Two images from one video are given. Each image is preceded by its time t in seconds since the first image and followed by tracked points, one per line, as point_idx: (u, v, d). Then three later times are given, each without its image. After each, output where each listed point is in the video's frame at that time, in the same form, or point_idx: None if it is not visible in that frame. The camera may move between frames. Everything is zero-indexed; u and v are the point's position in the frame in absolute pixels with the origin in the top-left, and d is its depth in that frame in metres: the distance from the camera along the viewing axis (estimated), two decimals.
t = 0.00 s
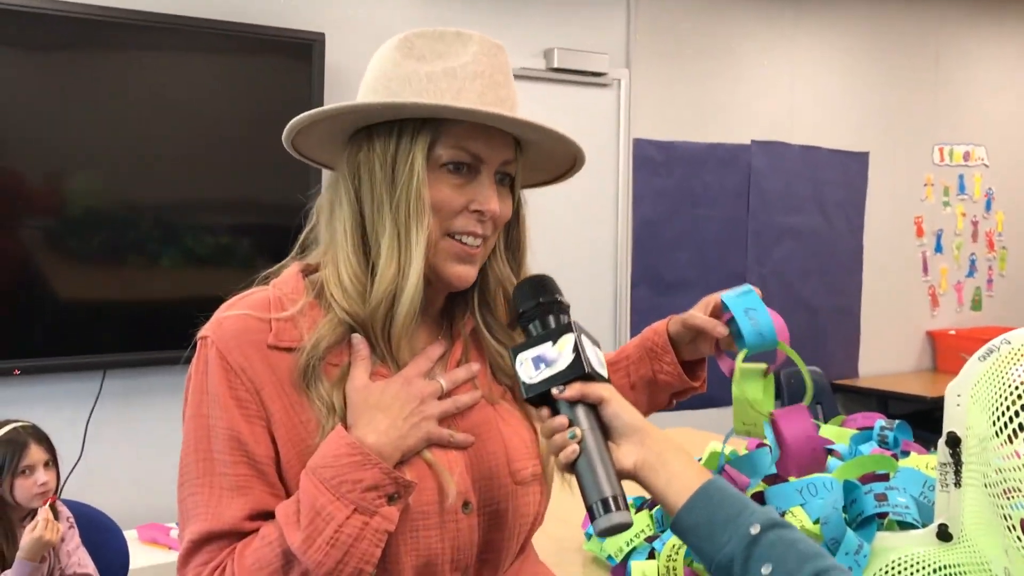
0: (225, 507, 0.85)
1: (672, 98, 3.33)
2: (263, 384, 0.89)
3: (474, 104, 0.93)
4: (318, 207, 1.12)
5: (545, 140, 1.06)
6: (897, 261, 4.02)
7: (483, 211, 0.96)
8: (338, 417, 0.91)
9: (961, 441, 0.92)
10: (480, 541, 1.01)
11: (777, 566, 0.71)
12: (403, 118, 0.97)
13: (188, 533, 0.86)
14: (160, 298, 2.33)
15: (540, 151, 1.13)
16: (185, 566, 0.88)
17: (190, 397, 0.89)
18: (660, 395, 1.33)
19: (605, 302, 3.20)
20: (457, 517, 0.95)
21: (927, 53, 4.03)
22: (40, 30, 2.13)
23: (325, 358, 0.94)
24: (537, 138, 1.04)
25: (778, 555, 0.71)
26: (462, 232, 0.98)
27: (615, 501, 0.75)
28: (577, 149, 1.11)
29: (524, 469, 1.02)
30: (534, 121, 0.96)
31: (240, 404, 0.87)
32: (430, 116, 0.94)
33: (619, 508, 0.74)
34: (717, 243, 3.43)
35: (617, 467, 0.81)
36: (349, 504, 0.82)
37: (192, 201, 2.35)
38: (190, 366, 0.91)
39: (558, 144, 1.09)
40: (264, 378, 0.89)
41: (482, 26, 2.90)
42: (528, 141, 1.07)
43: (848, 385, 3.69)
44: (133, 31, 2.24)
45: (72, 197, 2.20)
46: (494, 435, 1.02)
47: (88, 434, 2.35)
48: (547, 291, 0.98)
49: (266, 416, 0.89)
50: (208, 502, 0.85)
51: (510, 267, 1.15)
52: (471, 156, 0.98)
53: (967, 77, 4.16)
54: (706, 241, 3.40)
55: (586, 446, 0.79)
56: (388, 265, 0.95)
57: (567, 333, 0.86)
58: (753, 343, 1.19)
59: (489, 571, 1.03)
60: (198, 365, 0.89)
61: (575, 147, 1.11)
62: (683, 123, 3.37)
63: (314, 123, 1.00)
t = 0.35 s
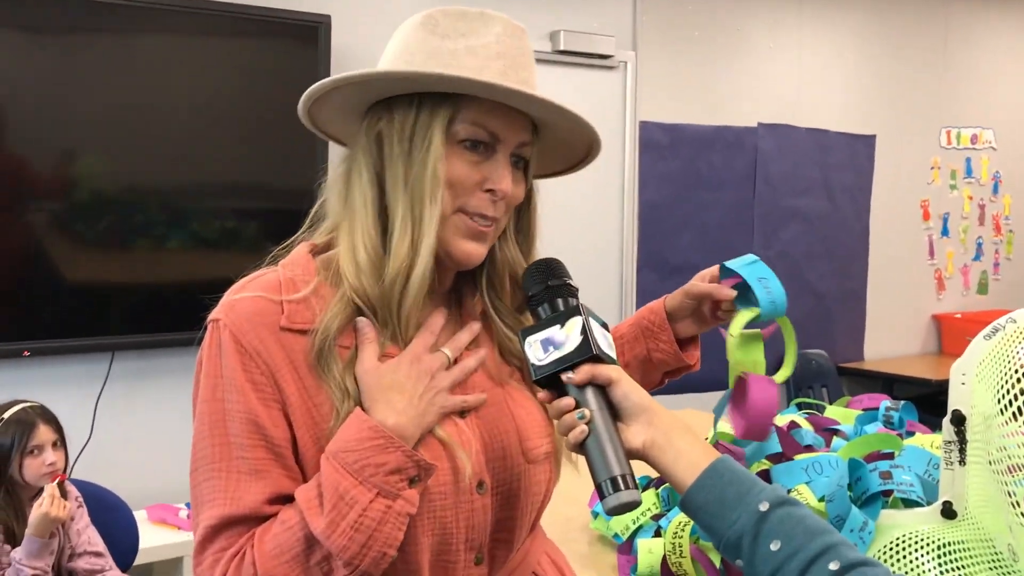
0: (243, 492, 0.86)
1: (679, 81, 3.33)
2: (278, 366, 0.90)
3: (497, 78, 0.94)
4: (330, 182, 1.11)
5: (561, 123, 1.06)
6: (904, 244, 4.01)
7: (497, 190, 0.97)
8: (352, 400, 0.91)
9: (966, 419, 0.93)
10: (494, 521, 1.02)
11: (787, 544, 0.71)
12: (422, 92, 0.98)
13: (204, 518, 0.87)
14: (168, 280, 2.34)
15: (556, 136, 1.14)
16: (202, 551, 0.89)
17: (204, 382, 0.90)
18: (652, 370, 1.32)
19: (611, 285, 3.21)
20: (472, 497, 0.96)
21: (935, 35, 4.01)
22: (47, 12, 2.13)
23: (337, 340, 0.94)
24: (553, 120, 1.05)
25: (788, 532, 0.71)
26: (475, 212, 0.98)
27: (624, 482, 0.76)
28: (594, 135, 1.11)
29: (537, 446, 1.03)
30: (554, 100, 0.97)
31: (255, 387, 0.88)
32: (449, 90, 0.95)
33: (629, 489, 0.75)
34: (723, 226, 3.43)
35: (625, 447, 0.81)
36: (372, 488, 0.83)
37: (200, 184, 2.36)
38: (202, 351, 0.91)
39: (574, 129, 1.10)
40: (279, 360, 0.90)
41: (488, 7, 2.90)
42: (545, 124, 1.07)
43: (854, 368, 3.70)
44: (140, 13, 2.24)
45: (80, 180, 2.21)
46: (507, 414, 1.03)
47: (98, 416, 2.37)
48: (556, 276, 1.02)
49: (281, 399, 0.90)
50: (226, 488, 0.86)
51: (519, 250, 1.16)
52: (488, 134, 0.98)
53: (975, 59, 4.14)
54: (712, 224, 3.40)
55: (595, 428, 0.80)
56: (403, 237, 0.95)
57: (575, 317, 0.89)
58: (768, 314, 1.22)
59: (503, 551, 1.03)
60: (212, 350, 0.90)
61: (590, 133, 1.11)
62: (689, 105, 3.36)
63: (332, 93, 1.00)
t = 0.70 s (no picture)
0: (253, 468, 0.87)
1: (688, 76, 3.33)
2: (297, 348, 0.91)
3: (536, 86, 0.94)
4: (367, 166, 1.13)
5: (596, 132, 1.07)
6: (912, 240, 4.01)
7: (526, 195, 0.98)
8: (367, 384, 0.93)
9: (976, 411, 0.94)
10: (506, 512, 1.02)
11: (806, 529, 0.73)
12: (463, 89, 0.98)
13: (214, 492, 0.88)
14: (178, 272, 2.36)
15: (591, 142, 1.14)
16: (211, 523, 0.90)
17: (223, 356, 0.91)
18: (673, 368, 1.33)
19: (618, 279, 3.22)
20: (484, 487, 0.97)
21: (944, 31, 4.01)
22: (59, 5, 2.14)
23: (357, 325, 0.95)
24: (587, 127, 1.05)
25: (807, 518, 0.73)
26: (504, 214, 0.99)
27: (646, 469, 0.79)
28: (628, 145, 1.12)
29: (553, 442, 1.04)
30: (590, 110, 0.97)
31: (273, 366, 0.89)
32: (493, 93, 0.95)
33: (650, 476, 0.78)
34: (732, 221, 3.43)
35: (647, 434, 0.86)
36: (377, 474, 0.84)
37: (210, 176, 2.37)
38: (224, 326, 0.93)
39: (609, 138, 1.10)
40: (298, 341, 0.91)
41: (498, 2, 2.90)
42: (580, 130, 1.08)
43: (862, 364, 3.70)
44: (152, 6, 2.25)
45: (91, 172, 2.22)
46: (522, 409, 1.04)
47: (109, 407, 2.39)
48: (581, 262, 1.03)
49: (298, 381, 0.91)
50: (237, 462, 0.87)
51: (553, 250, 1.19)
52: (524, 138, 0.99)
53: (984, 54, 4.13)
54: (721, 220, 3.40)
55: (618, 416, 0.83)
56: (431, 231, 0.96)
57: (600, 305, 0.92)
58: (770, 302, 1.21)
59: (513, 543, 1.04)
60: (233, 326, 0.92)
61: (622, 142, 1.13)
62: (699, 100, 3.36)
63: (372, 80, 1.01)
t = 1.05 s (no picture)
0: (278, 473, 0.88)
1: (694, 77, 3.34)
2: (319, 350, 0.91)
3: (569, 102, 0.95)
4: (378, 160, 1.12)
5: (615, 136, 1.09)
6: (916, 243, 4.01)
7: (557, 206, 1.00)
8: (389, 386, 0.93)
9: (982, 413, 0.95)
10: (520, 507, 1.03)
11: (830, 526, 0.75)
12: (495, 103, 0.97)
13: (239, 495, 0.89)
14: (183, 268, 2.36)
15: (605, 142, 1.15)
16: (236, 524, 0.91)
17: (244, 359, 0.91)
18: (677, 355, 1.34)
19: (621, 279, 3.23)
20: (503, 485, 0.98)
21: (950, 35, 4.01)
22: (66, 0, 2.15)
23: (378, 327, 0.95)
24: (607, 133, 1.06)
25: (831, 514, 0.75)
26: (530, 224, 1.00)
27: (670, 465, 0.82)
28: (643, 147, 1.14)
29: (567, 438, 1.05)
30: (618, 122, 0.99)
31: (296, 370, 0.90)
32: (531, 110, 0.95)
33: (671, 473, 0.82)
34: (736, 222, 3.44)
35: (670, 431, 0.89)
36: (405, 478, 0.85)
37: (215, 173, 2.38)
38: (244, 329, 0.93)
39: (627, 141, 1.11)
40: (321, 343, 0.92)
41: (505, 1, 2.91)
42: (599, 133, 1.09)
43: (864, 366, 3.70)
44: (159, 3, 2.26)
45: (96, 167, 2.23)
46: (536, 406, 1.05)
47: (114, 403, 2.39)
48: (605, 253, 1.03)
49: (320, 382, 0.91)
50: (262, 466, 0.88)
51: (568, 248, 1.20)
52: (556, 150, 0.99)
53: (989, 57, 4.14)
54: (725, 221, 3.41)
55: (641, 412, 0.86)
56: (458, 244, 0.96)
57: (624, 299, 0.92)
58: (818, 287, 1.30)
59: (525, 538, 1.04)
60: (253, 328, 0.92)
61: (643, 145, 1.14)
62: (703, 101, 3.37)
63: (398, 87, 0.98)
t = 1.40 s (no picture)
0: (317, 488, 0.88)
1: (694, 78, 3.34)
2: (348, 361, 0.91)
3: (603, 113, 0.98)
4: (376, 163, 1.08)
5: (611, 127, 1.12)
6: (914, 245, 4.02)
7: (585, 207, 1.03)
8: (422, 394, 0.94)
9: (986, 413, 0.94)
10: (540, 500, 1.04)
11: (828, 526, 0.75)
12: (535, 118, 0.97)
13: (276, 512, 0.89)
14: (183, 267, 2.36)
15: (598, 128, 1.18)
16: (270, 542, 0.90)
17: (269, 375, 0.90)
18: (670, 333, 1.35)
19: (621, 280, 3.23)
20: (531, 481, 0.98)
21: (949, 37, 4.02)
22: None
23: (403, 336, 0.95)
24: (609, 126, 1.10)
25: (828, 514, 0.75)
26: (560, 225, 1.03)
27: (665, 464, 0.82)
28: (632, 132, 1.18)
29: (581, 429, 1.07)
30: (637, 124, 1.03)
31: (328, 386, 0.89)
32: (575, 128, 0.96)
33: (668, 472, 0.81)
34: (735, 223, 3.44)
35: (668, 429, 0.89)
36: (452, 485, 0.87)
37: (216, 173, 2.38)
38: (267, 344, 0.91)
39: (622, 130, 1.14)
40: (349, 354, 0.91)
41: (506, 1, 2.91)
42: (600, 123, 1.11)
43: (863, 367, 3.71)
44: (160, 2, 2.26)
45: (96, 166, 2.23)
46: (551, 400, 1.05)
47: (114, 402, 2.39)
48: (611, 250, 1.04)
49: (350, 393, 0.91)
50: (299, 483, 0.88)
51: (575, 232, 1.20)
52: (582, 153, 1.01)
53: (988, 59, 4.15)
54: (724, 221, 3.41)
55: (637, 409, 0.86)
56: (505, 261, 0.95)
57: (627, 297, 0.93)
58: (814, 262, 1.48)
59: (546, 529, 1.05)
60: (278, 343, 0.90)
61: (658, 141, 1.16)
62: (703, 102, 3.37)
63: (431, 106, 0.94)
